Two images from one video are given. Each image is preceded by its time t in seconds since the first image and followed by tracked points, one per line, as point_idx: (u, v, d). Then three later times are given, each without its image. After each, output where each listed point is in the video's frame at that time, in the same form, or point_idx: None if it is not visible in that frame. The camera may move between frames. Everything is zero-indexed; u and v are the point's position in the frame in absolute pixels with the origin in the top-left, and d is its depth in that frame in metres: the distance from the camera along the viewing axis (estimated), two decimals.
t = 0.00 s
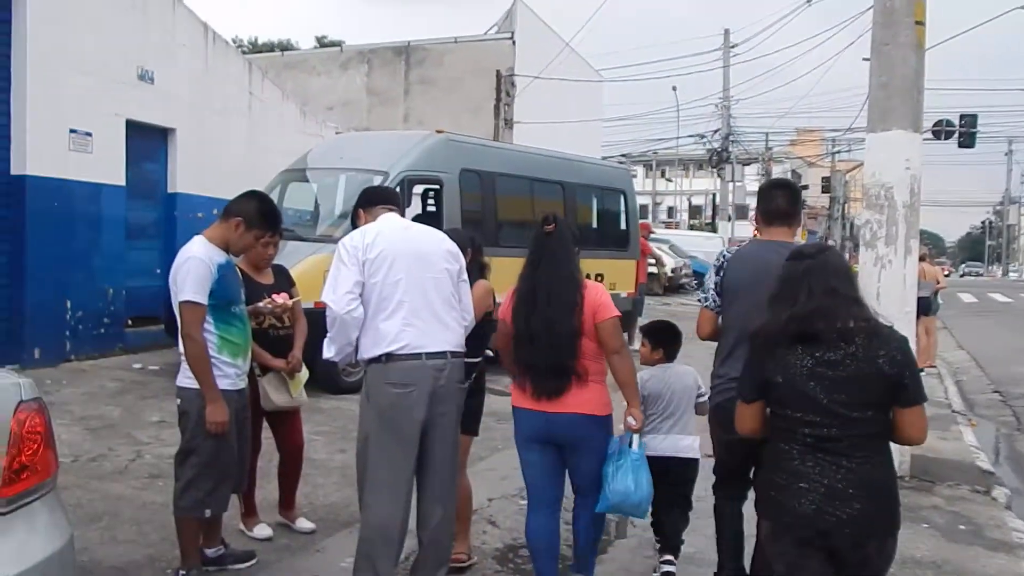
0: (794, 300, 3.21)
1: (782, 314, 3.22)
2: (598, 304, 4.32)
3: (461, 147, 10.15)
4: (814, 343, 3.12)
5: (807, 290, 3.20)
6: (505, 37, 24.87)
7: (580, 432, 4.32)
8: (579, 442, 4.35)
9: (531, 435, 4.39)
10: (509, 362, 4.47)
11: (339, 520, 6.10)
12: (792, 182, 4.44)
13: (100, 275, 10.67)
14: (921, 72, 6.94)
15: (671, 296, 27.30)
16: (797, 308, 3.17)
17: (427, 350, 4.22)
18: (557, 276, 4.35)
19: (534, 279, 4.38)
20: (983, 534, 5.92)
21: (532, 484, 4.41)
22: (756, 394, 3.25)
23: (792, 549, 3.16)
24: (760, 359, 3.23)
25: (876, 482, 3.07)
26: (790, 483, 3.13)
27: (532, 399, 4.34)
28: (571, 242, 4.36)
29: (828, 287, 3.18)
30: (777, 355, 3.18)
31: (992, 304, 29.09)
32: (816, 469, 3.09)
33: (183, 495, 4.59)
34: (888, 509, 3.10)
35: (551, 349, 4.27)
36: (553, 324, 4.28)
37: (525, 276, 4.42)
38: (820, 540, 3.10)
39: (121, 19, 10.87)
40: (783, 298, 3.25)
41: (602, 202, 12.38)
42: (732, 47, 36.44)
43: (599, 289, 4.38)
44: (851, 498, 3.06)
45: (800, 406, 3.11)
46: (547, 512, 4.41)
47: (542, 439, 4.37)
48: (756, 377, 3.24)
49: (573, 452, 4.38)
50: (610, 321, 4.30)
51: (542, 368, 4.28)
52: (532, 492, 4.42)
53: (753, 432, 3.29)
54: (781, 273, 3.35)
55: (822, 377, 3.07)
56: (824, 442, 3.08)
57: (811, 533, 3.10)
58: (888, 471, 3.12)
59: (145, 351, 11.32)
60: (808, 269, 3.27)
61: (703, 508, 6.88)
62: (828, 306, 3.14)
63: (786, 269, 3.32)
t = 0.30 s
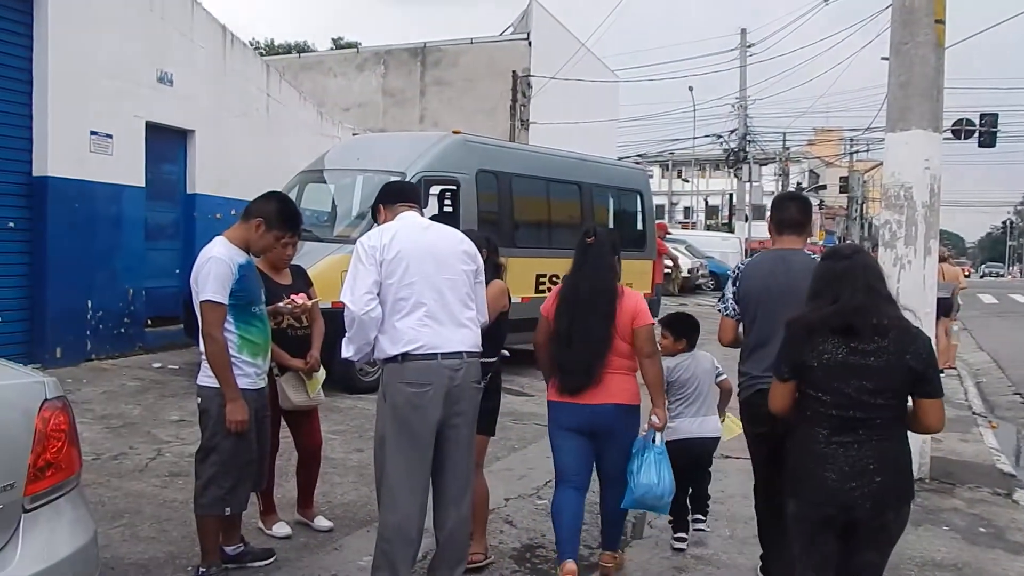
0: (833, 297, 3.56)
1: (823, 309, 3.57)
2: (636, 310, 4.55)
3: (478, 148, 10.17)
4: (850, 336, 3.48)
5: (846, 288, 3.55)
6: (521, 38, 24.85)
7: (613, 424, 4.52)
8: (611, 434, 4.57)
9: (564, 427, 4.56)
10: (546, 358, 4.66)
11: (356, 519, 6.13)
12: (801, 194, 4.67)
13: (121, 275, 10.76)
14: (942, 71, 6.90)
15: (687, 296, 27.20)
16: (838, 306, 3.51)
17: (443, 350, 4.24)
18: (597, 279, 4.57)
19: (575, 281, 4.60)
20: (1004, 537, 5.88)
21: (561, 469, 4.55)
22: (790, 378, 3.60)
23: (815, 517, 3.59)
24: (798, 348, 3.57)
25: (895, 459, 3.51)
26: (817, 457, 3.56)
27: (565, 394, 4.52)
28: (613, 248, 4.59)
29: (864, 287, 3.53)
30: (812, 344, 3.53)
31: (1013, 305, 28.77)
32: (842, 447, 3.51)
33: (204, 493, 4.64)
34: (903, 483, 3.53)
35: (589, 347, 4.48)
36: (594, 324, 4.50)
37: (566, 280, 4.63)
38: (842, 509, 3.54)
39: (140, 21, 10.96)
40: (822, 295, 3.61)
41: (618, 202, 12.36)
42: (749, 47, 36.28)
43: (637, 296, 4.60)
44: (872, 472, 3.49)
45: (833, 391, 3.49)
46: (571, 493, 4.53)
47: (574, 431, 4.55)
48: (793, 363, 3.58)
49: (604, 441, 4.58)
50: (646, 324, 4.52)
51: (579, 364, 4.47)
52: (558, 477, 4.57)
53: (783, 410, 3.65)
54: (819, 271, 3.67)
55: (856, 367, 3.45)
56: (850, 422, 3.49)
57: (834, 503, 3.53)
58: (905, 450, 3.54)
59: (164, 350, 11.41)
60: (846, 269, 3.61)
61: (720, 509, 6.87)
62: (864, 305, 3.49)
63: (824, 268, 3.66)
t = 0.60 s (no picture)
0: (857, 287, 3.69)
1: (850, 299, 3.70)
2: (666, 296, 5.05)
3: (499, 142, 10.16)
4: (877, 325, 3.62)
5: (870, 277, 3.68)
6: (543, 31, 24.82)
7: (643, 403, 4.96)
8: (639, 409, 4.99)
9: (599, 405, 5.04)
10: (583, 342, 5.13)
11: (380, 512, 6.17)
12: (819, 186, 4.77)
13: (147, 270, 10.88)
14: (970, 61, 6.82)
15: (710, 290, 27.08)
16: (865, 296, 3.64)
17: (464, 344, 4.25)
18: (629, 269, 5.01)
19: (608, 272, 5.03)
20: None
21: (592, 438, 5.12)
22: (820, 363, 3.76)
23: (837, 489, 3.79)
24: (826, 334, 3.72)
25: (917, 440, 3.64)
26: (843, 439, 3.71)
27: (607, 372, 4.96)
28: (642, 241, 5.00)
29: (888, 277, 3.65)
30: (840, 332, 3.68)
31: None
32: (865, 428, 3.67)
33: (228, 486, 4.68)
34: (925, 464, 3.67)
35: (623, 332, 4.92)
36: (626, 311, 4.93)
37: (601, 269, 5.07)
38: (863, 485, 3.71)
39: (166, 18, 11.05)
40: (850, 284, 3.73)
41: (640, 196, 12.33)
42: (773, 38, 35.99)
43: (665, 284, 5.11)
44: (893, 453, 3.63)
45: (858, 376, 3.64)
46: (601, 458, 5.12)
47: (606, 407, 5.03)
48: (822, 350, 3.74)
49: (630, 416, 5.01)
50: (675, 310, 5.01)
51: (614, 348, 4.93)
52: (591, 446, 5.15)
53: (813, 396, 3.80)
54: (847, 261, 3.79)
55: (880, 353, 3.59)
56: (875, 406, 3.64)
57: (856, 479, 3.70)
58: (926, 433, 3.68)
59: (190, 344, 11.53)
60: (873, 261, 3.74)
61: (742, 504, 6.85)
62: (891, 294, 3.61)
63: (850, 259, 3.77)
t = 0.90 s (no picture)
0: (856, 286, 3.99)
1: (850, 298, 3.99)
2: (666, 295, 5.13)
3: (515, 142, 10.16)
4: (875, 321, 3.93)
5: (868, 275, 3.98)
6: (558, 31, 24.81)
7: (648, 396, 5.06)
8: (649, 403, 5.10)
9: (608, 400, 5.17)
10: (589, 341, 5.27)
11: (396, 511, 6.19)
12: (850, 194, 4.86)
13: (165, 270, 10.96)
14: (990, 59, 6.76)
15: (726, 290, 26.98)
16: (862, 294, 3.95)
17: (481, 344, 4.27)
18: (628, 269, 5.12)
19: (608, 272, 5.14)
20: None
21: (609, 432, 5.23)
22: (827, 360, 4.03)
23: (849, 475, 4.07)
24: (831, 333, 4.02)
25: (920, 425, 3.92)
26: (853, 427, 3.99)
27: (615, 371, 5.07)
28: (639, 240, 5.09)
29: (886, 277, 3.95)
30: (844, 329, 3.98)
31: None
32: (872, 417, 3.94)
33: (247, 485, 4.71)
34: (928, 446, 3.95)
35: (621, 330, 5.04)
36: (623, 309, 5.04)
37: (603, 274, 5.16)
38: (874, 469, 3.98)
39: (183, 21, 11.11)
40: (849, 285, 4.02)
41: (656, 196, 12.29)
42: (790, 36, 35.81)
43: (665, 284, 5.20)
44: (898, 438, 3.91)
45: (863, 368, 3.94)
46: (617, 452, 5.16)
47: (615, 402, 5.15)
48: (829, 346, 4.02)
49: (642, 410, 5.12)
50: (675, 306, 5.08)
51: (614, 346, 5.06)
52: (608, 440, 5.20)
53: (823, 388, 4.05)
54: (847, 264, 4.09)
55: (881, 346, 3.90)
56: (880, 395, 3.93)
57: (867, 464, 3.97)
58: (928, 419, 3.96)
59: (207, 344, 11.60)
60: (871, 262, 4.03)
61: (759, 506, 6.83)
62: (889, 291, 3.91)
63: (850, 263, 4.07)
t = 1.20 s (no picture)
0: (866, 283, 4.20)
1: (860, 295, 4.21)
2: (670, 289, 5.63)
3: (526, 141, 10.16)
4: (882, 316, 4.12)
5: (876, 273, 4.19)
6: (568, 30, 24.80)
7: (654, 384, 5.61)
8: (657, 392, 5.67)
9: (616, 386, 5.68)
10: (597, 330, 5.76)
11: (408, 510, 6.22)
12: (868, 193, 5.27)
13: (177, 269, 11.00)
14: (1005, 58, 6.73)
15: (737, 290, 26.90)
16: (870, 291, 4.15)
17: (496, 343, 4.28)
18: (637, 267, 5.63)
19: (618, 269, 5.67)
20: None
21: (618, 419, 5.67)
22: (839, 351, 4.24)
23: (859, 462, 4.23)
24: (842, 326, 4.23)
25: (927, 415, 4.07)
26: (863, 415, 4.16)
27: (619, 356, 5.62)
28: (647, 240, 5.60)
29: (894, 273, 4.15)
30: (854, 322, 4.20)
31: None
32: (879, 405, 4.11)
33: (260, 483, 4.73)
34: (936, 436, 4.10)
35: (627, 321, 5.56)
36: (630, 303, 5.57)
37: (614, 267, 5.69)
38: (884, 456, 4.13)
39: (195, 21, 11.16)
40: (861, 283, 4.24)
41: (667, 195, 12.26)
42: (803, 35, 35.68)
43: (671, 278, 5.70)
44: (906, 425, 4.07)
45: (871, 359, 4.13)
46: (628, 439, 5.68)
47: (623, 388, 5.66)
48: (841, 339, 4.24)
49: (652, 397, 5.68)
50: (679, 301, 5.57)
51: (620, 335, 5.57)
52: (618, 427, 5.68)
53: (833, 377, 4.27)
54: (860, 263, 4.30)
55: (888, 339, 4.08)
56: (887, 385, 4.10)
57: (877, 451, 4.13)
58: (935, 410, 4.11)
59: (219, 343, 11.64)
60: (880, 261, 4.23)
61: (771, 507, 6.82)
62: (895, 287, 4.10)
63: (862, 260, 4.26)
